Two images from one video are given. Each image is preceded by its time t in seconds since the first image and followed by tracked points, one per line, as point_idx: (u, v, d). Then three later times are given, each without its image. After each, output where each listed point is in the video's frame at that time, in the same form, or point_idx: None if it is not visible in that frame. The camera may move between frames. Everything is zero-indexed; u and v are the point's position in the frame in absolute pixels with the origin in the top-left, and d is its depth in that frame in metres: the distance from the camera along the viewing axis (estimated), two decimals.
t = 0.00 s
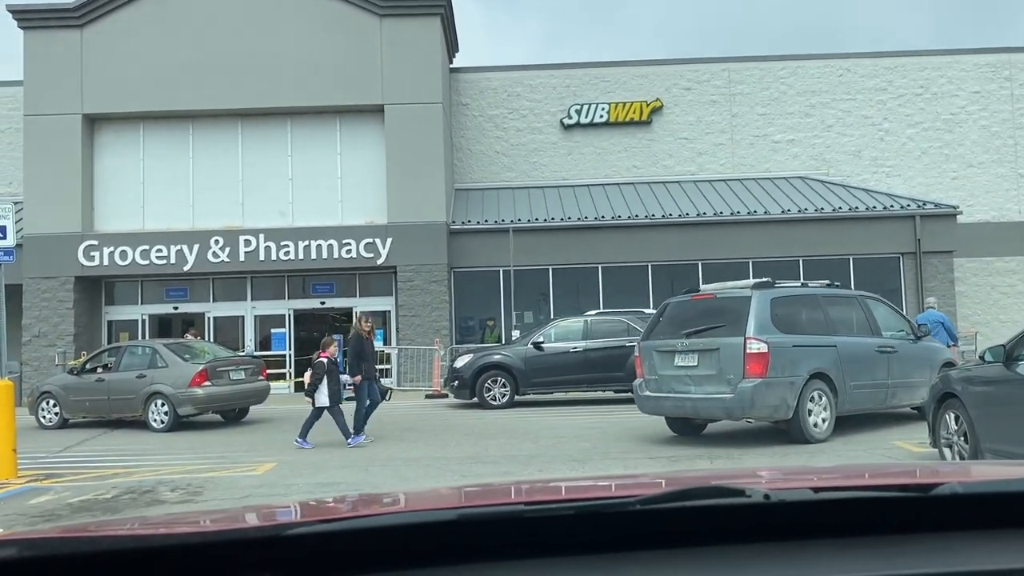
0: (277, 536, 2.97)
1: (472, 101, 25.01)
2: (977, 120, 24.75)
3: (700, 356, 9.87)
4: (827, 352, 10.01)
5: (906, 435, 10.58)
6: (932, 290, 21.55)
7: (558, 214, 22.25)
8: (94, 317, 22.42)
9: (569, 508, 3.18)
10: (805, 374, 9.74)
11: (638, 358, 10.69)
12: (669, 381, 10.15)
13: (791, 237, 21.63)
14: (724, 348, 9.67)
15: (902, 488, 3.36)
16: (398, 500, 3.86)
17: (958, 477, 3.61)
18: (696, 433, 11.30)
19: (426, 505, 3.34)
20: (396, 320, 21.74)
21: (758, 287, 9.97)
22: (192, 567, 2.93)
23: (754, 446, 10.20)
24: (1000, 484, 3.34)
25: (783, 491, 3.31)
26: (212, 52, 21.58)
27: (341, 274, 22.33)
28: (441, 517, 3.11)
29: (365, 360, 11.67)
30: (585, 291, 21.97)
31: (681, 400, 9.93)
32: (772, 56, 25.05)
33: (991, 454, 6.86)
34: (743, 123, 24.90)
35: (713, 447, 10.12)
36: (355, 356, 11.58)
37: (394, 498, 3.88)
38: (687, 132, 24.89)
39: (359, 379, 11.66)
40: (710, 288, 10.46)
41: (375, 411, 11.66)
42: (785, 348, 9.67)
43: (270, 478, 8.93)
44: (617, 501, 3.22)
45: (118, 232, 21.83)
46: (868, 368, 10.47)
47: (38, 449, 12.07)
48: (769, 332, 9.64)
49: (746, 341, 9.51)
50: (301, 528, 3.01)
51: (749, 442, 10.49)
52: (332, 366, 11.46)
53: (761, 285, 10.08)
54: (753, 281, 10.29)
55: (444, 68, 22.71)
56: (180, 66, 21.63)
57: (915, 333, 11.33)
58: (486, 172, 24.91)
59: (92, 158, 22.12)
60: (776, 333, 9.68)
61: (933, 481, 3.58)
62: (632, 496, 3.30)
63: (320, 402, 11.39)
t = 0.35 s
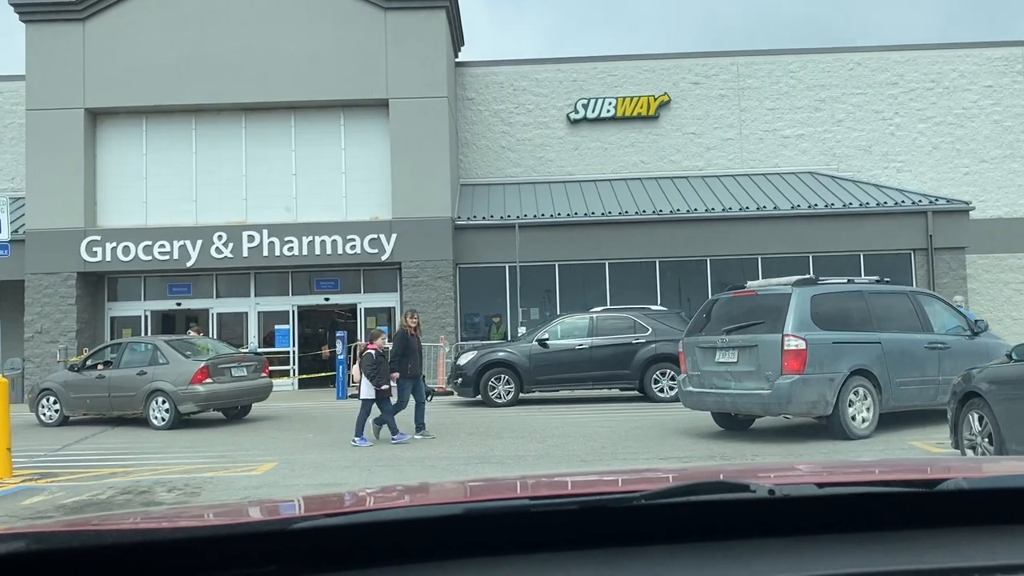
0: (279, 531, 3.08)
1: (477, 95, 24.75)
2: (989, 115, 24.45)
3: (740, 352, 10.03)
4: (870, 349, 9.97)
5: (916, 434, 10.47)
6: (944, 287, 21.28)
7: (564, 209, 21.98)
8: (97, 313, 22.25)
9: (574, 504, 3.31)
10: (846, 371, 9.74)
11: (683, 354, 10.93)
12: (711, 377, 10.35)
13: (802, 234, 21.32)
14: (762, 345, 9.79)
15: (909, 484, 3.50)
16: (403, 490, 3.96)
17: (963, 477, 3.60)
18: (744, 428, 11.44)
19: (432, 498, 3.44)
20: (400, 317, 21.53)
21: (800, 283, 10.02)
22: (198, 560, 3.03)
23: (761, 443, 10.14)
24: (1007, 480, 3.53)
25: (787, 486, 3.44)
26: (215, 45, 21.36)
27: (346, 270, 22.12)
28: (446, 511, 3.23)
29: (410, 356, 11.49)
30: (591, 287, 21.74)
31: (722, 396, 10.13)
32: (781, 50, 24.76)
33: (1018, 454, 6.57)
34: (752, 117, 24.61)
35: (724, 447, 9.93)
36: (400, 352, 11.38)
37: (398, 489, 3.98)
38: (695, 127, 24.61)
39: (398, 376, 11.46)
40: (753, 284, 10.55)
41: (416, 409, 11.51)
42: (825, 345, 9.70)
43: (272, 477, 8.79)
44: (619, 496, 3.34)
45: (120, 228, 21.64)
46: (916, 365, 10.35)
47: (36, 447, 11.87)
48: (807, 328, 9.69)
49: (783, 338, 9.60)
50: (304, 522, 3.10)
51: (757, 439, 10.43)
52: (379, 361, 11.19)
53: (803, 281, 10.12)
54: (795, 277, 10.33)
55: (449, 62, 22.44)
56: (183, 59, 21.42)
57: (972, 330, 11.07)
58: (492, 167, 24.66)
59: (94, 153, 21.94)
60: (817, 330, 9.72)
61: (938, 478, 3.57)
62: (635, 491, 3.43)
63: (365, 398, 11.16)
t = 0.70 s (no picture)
0: (277, 528, 3.08)
1: (478, 91, 24.51)
2: (995, 112, 24.20)
3: (773, 351, 10.06)
4: (907, 348, 9.85)
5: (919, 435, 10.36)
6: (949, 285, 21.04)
7: (566, 206, 21.74)
8: (93, 311, 22.02)
9: (573, 502, 3.30)
10: (880, 370, 9.67)
11: (720, 351, 11.02)
12: (746, 375, 10.42)
13: (805, 232, 21.08)
14: (795, 344, 9.80)
15: (904, 483, 3.44)
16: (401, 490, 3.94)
17: (963, 475, 3.57)
18: (783, 425, 11.39)
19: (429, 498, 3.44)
20: (400, 315, 21.30)
21: (835, 282, 9.96)
22: (191, 558, 3.03)
23: (765, 444, 10.01)
24: (1006, 479, 3.44)
25: (785, 485, 3.41)
26: (212, 39, 21.10)
27: (345, 268, 21.88)
28: (440, 509, 3.22)
29: (445, 354, 11.26)
30: (592, 285, 21.51)
31: (755, 394, 10.21)
32: (785, 46, 24.50)
33: None
34: (756, 114, 24.35)
35: (729, 448, 9.74)
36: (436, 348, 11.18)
37: (396, 489, 3.95)
38: (698, 124, 24.35)
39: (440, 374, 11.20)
40: (790, 283, 10.53)
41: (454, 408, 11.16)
42: (859, 344, 9.65)
43: (266, 479, 8.59)
44: (619, 495, 3.34)
45: (117, 224, 21.40)
46: (957, 363, 10.14)
47: (27, 447, 11.64)
48: (841, 327, 9.67)
49: (816, 338, 9.60)
50: (303, 520, 3.11)
51: (763, 440, 10.23)
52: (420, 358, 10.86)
53: (838, 280, 10.07)
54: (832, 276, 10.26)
55: (450, 56, 22.16)
56: (181, 54, 21.16)
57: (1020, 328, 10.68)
58: (492, 164, 24.41)
59: (91, 148, 21.70)
60: (850, 329, 9.69)
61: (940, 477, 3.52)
62: (635, 489, 3.42)
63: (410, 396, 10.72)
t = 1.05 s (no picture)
0: (272, 525, 2.92)
1: (475, 88, 24.22)
2: (997, 111, 23.97)
3: (808, 350, 9.97)
4: (944, 348, 9.64)
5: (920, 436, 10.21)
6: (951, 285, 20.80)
7: (564, 204, 21.45)
8: (84, 309, 21.70)
9: (570, 498, 3.14)
10: (915, 370, 9.51)
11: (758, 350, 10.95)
12: (781, 374, 10.35)
13: (806, 231, 20.84)
14: (828, 343, 9.71)
15: (900, 482, 3.28)
16: (396, 487, 3.85)
17: (967, 471, 3.45)
18: (825, 424, 11.29)
19: (427, 494, 3.31)
20: (395, 313, 21.00)
21: (872, 281, 9.82)
22: (186, 552, 2.89)
23: (768, 447, 9.79)
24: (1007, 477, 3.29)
25: (781, 483, 3.24)
26: (205, 33, 20.79)
27: (339, 266, 21.58)
28: (436, 506, 3.07)
29: (485, 351, 10.78)
30: (590, 284, 21.23)
31: (790, 393, 10.14)
32: (786, 43, 24.24)
33: None
34: (756, 112, 24.10)
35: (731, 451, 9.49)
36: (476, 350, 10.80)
37: (392, 486, 3.84)
38: (697, 122, 24.09)
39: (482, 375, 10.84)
40: (828, 282, 10.39)
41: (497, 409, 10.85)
42: (894, 343, 9.50)
43: (254, 482, 8.32)
44: (613, 492, 3.18)
45: (107, 220, 21.07)
46: (1000, 363, 9.85)
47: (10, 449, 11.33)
48: (875, 326, 9.53)
49: (849, 337, 9.49)
50: (298, 517, 2.96)
51: (766, 443, 10.00)
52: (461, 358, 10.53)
53: (874, 279, 9.91)
54: (869, 275, 10.10)
55: (446, 51, 21.85)
56: (173, 47, 20.85)
57: None
58: (489, 162, 24.11)
59: (82, 144, 21.39)
60: (885, 328, 9.54)
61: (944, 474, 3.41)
62: (629, 488, 3.26)
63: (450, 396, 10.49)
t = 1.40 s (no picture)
0: (265, 523, 2.75)
1: (473, 84, 23.90)
2: (999, 110, 23.72)
3: (843, 350, 9.84)
4: (984, 349, 9.42)
5: (922, 438, 10.00)
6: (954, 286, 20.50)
7: (562, 203, 21.14)
8: (74, 307, 21.34)
9: (563, 497, 2.94)
10: (952, 371, 9.33)
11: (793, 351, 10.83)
12: (817, 374, 10.22)
13: (807, 231, 20.55)
14: (863, 344, 9.57)
15: (892, 482, 3.06)
16: (390, 485, 3.69)
17: (976, 469, 3.28)
18: (867, 425, 11.13)
19: (421, 493, 3.12)
20: (390, 313, 20.68)
21: (909, 281, 9.65)
22: (181, 551, 2.73)
23: (770, 451, 9.51)
24: (1007, 478, 3.07)
25: (775, 483, 3.03)
26: (197, 26, 20.45)
27: (333, 264, 21.25)
28: (430, 504, 2.90)
29: (523, 352, 10.55)
30: (588, 284, 20.91)
31: (825, 393, 10.01)
32: (787, 40, 23.95)
33: None
34: (756, 110, 23.81)
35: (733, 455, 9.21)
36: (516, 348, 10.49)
37: (385, 484, 3.67)
38: (697, 120, 23.80)
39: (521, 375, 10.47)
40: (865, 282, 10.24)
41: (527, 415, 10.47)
42: (931, 344, 9.34)
43: (240, 487, 8.02)
44: (606, 491, 2.98)
45: (97, 217, 20.73)
46: None
47: None
48: (910, 326, 9.38)
49: (883, 337, 9.35)
50: (289, 515, 2.79)
51: (768, 447, 9.71)
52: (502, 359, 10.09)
53: (912, 279, 9.75)
54: (907, 275, 9.92)
55: (443, 46, 21.53)
56: (165, 41, 20.50)
57: None
58: (486, 160, 23.80)
59: (72, 139, 21.04)
60: (921, 328, 9.38)
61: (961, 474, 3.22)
62: (623, 488, 3.07)
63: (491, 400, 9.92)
